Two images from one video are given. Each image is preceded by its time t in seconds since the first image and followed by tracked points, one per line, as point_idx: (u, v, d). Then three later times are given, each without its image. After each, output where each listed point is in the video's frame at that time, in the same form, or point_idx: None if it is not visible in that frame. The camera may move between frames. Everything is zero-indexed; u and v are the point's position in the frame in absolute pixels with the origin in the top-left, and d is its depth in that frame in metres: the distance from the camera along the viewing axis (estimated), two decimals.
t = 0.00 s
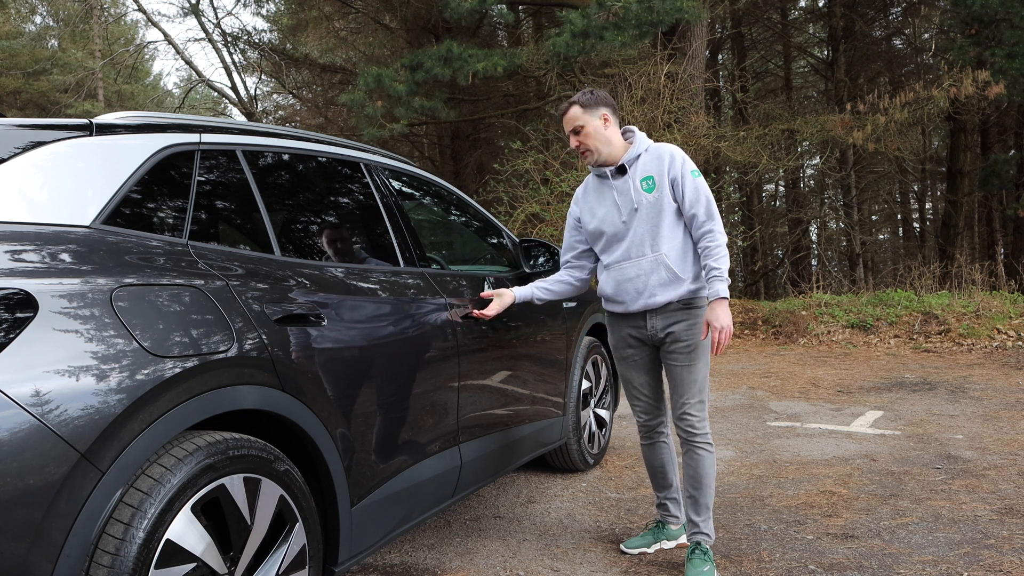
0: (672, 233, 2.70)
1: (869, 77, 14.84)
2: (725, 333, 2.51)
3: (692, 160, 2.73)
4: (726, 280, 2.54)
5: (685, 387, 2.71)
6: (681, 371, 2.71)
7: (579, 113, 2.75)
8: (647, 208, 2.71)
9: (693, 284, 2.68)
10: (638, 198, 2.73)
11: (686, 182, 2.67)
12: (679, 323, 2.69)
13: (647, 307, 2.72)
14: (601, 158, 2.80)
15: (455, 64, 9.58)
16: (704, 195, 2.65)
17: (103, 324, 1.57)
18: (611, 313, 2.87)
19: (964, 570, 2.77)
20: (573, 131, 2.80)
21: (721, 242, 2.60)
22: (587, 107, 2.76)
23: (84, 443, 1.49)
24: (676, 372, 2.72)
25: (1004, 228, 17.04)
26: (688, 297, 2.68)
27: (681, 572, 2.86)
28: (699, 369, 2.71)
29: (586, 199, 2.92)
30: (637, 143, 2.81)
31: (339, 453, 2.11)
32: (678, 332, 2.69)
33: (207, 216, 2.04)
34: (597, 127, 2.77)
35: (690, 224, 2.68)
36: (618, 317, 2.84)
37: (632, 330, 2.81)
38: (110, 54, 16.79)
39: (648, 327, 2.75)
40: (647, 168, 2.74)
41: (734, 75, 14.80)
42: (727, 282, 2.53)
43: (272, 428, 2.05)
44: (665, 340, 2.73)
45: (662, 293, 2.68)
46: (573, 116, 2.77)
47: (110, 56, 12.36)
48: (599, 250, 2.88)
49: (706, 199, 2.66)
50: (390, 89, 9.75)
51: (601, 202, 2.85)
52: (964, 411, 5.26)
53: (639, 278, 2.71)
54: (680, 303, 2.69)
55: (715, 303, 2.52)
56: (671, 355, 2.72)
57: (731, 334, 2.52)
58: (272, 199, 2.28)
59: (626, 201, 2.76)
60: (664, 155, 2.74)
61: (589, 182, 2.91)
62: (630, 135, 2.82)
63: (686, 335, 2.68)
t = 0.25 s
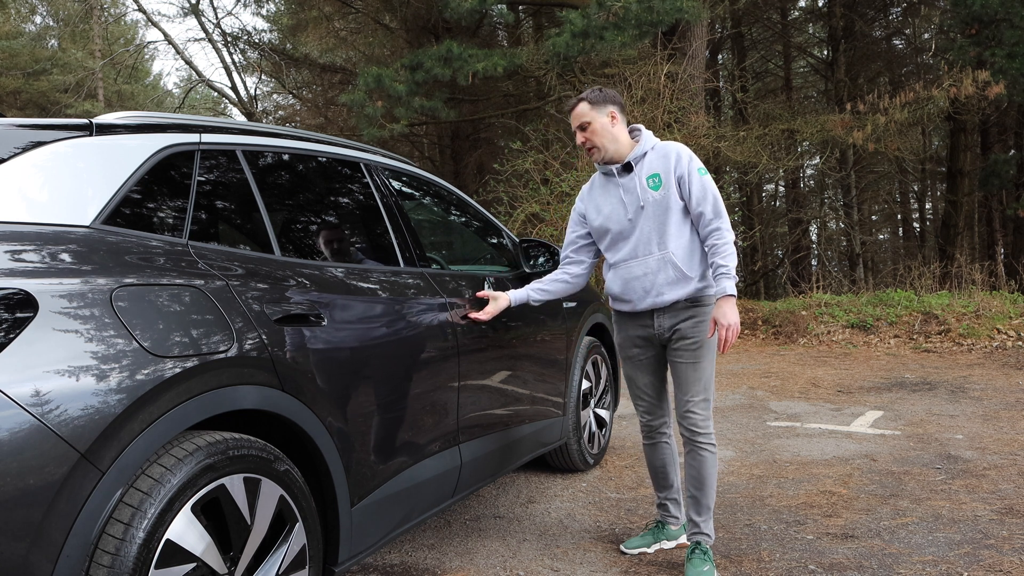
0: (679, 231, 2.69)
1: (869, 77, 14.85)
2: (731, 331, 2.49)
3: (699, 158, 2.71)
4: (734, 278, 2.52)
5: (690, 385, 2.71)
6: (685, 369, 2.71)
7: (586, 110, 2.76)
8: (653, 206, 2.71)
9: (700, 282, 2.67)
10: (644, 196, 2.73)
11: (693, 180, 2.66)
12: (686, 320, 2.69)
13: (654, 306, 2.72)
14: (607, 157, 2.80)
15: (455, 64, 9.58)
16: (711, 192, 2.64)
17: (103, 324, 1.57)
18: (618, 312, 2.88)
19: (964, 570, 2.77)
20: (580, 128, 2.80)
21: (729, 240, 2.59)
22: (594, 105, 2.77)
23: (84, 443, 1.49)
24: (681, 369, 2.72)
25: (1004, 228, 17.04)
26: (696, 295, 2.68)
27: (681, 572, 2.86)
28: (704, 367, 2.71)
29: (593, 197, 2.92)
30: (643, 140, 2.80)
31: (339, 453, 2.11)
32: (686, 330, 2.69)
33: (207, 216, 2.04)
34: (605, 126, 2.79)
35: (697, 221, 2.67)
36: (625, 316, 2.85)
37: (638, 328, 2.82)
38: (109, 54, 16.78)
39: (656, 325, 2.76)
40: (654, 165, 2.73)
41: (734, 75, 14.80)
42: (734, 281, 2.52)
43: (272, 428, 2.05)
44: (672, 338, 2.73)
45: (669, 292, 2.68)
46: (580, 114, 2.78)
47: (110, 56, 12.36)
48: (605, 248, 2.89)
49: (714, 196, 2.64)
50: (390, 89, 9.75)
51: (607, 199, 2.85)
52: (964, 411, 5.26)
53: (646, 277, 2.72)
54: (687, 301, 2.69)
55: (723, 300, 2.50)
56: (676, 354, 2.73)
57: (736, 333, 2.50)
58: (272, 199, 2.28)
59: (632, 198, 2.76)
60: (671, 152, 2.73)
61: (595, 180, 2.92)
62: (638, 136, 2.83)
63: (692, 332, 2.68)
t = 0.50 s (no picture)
0: (682, 231, 2.69)
1: (869, 77, 14.87)
2: (746, 335, 2.50)
3: (704, 158, 2.70)
4: (742, 280, 2.52)
5: (697, 383, 2.66)
6: (692, 367, 2.68)
7: (596, 105, 2.74)
8: (655, 206, 2.71)
9: (703, 284, 2.66)
10: (646, 195, 2.73)
11: (697, 180, 2.65)
12: (689, 319, 2.68)
13: (656, 307, 2.72)
14: (611, 154, 2.79)
15: (455, 64, 9.59)
16: (714, 192, 2.63)
17: (103, 324, 1.57)
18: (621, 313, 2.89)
19: (964, 570, 2.77)
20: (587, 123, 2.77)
21: (733, 241, 2.58)
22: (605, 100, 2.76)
23: (84, 443, 1.49)
24: (688, 367, 2.69)
25: (1004, 228, 17.04)
26: (698, 296, 2.67)
27: (681, 571, 2.86)
28: (711, 366, 2.65)
29: (597, 196, 2.93)
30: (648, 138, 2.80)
31: (338, 453, 2.11)
32: (690, 331, 2.68)
33: (207, 216, 2.04)
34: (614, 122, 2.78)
35: (700, 222, 2.66)
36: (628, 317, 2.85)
37: (639, 328, 2.83)
38: (109, 54, 16.78)
39: (659, 326, 2.75)
40: (657, 165, 2.73)
41: (734, 75, 14.79)
42: (742, 284, 2.51)
43: (272, 428, 2.05)
44: (675, 339, 2.73)
45: (671, 293, 2.68)
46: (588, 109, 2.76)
47: (110, 56, 12.36)
48: (608, 248, 2.90)
49: (718, 197, 2.63)
50: (390, 89, 9.74)
51: (611, 198, 2.86)
52: (964, 411, 5.26)
53: (647, 277, 2.72)
54: (689, 301, 2.68)
55: (734, 305, 2.51)
56: (680, 354, 2.71)
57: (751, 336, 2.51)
58: (272, 199, 2.28)
59: (634, 198, 2.77)
60: (675, 152, 2.72)
61: (600, 179, 2.92)
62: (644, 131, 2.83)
63: (695, 330, 2.67)
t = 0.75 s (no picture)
0: (691, 237, 2.64)
1: (869, 77, 14.89)
2: (758, 350, 2.42)
3: (721, 158, 2.59)
4: (753, 293, 2.40)
5: (715, 400, 2.63)
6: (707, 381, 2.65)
7: (627, 95, 2.72)
8: (666, 209, 2.68)
9: (713, 292, 2.61)
10: (658, 198, 2.70)
11: (709, 182, 2.56)
12: (699, 330, 2.65)
13: (665, 315, 2.71)
14: (634, 150, 2.76)
15: (455, 64, 9.59)
16: (726, 196, 2.52)
17: (103, 324, 1.57)
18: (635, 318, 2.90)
19: (964, 570, 2.77)
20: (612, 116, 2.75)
21: (747, 249, 2.47)
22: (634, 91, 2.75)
23: (84, 443, 1.49)
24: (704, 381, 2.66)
25: (1004, 228, 17.04)
26: (705, 305, 2.63)
27: (682, 571, 2.86)
28: (727, 379, 2.60)
29: (618, 196, 2.93)
30: (667, 135, 2.75)
31: (338, 453, 2.11)
32: (696, 340, 2.66)
33: (207, 216, 2.04)
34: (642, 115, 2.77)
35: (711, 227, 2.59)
36: (637, 322, 2.86)
37: (647, 334, 2.83)
38: (109, 53, 16.78)
39: (669, 335, 2.74)
40: (671, 166, 2.68)
41: (734, 75, 14.79)
42: (755, 296, 2.40)
43: (271, 429, 2.05)
44: (685, 348, 2.71)
45: (676, 302, 2.67)
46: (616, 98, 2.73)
47: (110, 56, 12.37)
48: (627, 250, 2.90)
49: (731, 201, 2.52)
50: (390, 89, 9.74)
51: (628, 198, 2.85)
52: (964, 411, 5.26)
53: (653, 283, 2.72)
54: (699, 310, 2.64)
55: (745, 319, 2.40)
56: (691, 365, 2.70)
57: (762, 351, 2.43)
58: (272, 199, 2.28)
59: (648, 201, 2.75)
60: (690, 152, 2.65)
61: (622, 177, 2.92)
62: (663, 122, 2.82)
63: (704, 343, 2.64)
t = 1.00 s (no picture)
0: (718, 238, 2.53)
1: (869, 77, 14.90)
2: (750, 369, 2.32)
3: (749, 153, 2.42)
4: (755, 308, 2.30)
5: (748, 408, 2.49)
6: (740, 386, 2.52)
7: (666, 79, 2.58)
8: (692, 209, 2.58)
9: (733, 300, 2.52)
10: (686, 197, 2.60)
11: (732, 182, 2.42)
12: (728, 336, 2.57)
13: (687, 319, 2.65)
14: (672, 139, 2.63)
15: (455, 64, 9.59)
16: (748, 198, 2.38)
17: (103, 324, 1.57)
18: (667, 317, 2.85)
19: (964, 570, 2.77)
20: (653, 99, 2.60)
21: (762, 258, 2.33)
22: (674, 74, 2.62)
23: (84, 443, 1.49)
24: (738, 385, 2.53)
25: (1004, 228, 17.04)
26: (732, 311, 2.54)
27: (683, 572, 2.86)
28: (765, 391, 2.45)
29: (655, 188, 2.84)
30: (701, 125, 2.60)
31: (337, 452, 2.11)
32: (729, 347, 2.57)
33: (207, 216, 2.04)
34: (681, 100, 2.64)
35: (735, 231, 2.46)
36: (671, 322, 2.77)
37: (679, 334, 2.73)
38: (109, 53, 16.78)
39: (699, 338, 2.65)
40: (700, 162, 2.56)
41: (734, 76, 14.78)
42: (755, 314, 2.30)
43: (271, 429, 2.05)
44: (717, 353, 2.61)
45: (702, 306, 2.58)
46: (659, 81, 2.59)
47: (110, 56, 12.36)
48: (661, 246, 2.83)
49: (751, 204, 2.37)
50: (390, 89, 9.74)
51: (662, 192, 2.75)
52: (964, 411, 5.26)
53: (681, 287, 2.63)
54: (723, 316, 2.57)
55: (743, 335, 2.31)
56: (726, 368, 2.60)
57: (752, 370, 2.32)
58: (272, 199, 2.28)
59: (678, 199, 2.66)
60: (719, 148, 2.50)
61: (660, 167, 2.81)
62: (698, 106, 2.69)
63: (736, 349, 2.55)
